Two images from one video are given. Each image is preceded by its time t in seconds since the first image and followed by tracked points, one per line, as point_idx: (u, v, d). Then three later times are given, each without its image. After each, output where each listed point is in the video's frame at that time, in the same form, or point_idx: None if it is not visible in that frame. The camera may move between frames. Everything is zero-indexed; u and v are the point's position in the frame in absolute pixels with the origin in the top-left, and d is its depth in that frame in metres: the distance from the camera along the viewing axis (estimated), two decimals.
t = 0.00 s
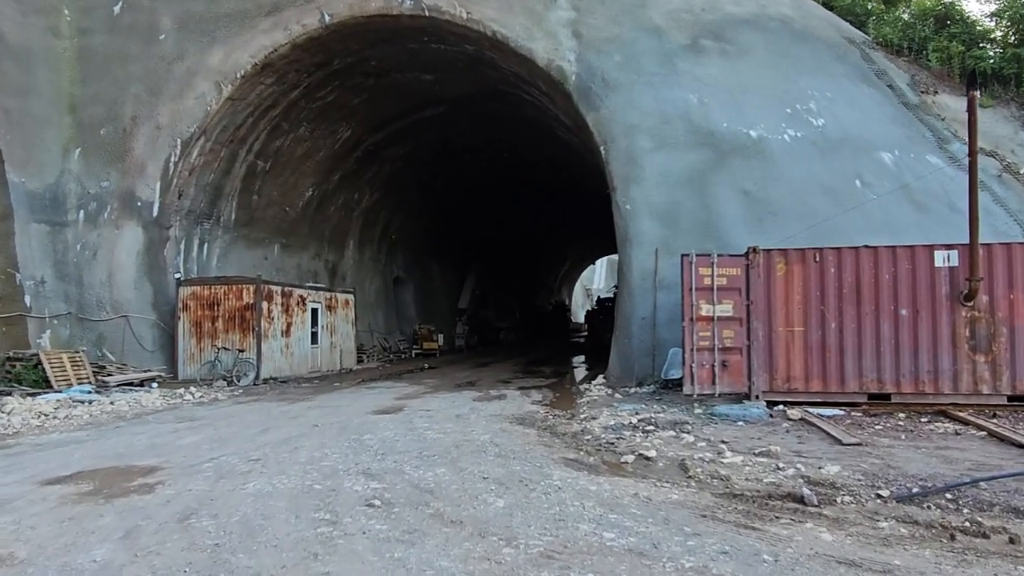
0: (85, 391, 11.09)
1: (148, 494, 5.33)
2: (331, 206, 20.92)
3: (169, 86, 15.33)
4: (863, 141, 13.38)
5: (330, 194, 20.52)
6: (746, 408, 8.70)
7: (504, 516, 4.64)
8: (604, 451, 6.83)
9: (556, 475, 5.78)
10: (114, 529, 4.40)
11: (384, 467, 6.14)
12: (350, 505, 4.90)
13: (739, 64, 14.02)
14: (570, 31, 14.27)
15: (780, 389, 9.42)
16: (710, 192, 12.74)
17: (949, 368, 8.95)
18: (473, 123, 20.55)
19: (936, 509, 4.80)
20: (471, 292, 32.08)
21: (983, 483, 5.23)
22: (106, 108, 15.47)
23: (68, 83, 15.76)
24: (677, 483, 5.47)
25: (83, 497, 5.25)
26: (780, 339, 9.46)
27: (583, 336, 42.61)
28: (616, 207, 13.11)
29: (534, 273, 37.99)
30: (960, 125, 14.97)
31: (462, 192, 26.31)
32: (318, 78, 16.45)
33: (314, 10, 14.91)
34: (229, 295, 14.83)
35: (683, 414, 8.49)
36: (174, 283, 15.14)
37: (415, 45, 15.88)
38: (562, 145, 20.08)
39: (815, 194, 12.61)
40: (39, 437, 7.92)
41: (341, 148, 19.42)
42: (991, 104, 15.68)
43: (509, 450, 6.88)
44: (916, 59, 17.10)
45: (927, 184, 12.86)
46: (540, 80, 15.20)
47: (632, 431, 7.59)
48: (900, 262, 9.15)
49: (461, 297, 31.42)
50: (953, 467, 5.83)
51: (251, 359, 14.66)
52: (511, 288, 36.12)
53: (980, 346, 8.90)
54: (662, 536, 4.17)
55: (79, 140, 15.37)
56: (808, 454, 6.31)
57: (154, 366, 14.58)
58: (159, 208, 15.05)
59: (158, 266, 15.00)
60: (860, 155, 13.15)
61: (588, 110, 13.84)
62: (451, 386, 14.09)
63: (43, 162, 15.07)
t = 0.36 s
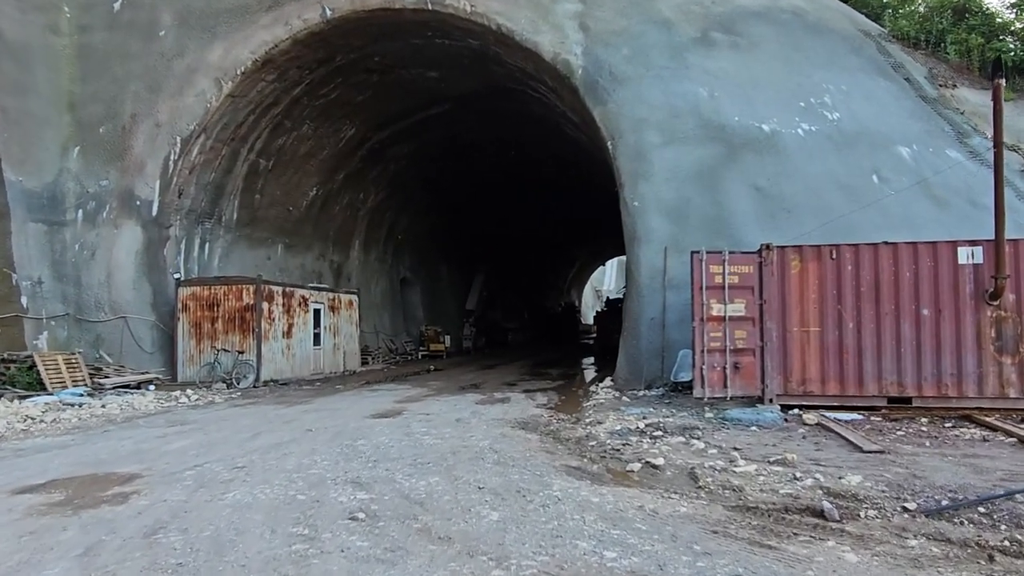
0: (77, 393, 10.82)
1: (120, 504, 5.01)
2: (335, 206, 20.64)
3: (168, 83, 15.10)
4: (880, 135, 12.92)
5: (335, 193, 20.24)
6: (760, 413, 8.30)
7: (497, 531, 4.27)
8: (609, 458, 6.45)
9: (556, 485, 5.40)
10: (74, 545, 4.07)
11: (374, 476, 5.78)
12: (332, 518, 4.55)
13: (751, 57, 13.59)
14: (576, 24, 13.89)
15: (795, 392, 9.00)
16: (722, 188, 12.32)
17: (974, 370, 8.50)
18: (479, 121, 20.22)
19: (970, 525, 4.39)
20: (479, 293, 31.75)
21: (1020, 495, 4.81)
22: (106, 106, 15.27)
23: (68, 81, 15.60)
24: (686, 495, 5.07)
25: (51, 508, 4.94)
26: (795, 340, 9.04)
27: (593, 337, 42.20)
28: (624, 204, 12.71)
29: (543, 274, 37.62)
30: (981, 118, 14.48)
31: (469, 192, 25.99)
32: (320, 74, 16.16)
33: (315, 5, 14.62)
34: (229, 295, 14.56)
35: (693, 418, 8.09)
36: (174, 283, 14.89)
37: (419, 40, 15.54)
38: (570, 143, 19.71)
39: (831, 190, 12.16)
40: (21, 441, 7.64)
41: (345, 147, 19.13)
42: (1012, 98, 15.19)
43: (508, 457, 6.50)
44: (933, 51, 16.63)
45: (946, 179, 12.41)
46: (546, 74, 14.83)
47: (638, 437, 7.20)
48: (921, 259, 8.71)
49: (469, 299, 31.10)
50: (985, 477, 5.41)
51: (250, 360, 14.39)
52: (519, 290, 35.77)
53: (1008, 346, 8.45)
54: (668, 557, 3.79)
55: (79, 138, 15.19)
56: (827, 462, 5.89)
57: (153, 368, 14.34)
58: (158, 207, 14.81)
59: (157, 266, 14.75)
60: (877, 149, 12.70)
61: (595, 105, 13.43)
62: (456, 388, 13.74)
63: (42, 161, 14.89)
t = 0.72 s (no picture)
0: (62, 396, 10.50)
1: (88, 517, 4.68)
2: (333, 204, 20.32)
3: (161, 78, 14.82)
4: (890, 129, 12.57)
5: (333, 191, 19.91)
6: (770, 416, 7.94)
7: (491, 549, 3.93)
8: (612, 465, 6.09)
9: (557, 496, 5.06)
10: (31, 565, 3.76)
11: (362, 485, 5.44)
12: (313, 534, 4.21)
13: (757, 50, 13.21)
14: (577, 16, 13.52)
15: (806, 394, 8.65)
16: (728, 183, 11.96)
17: (992, 370, 8.16)
18: (479, 118, 19.90)
19: (1005, 542, 4.04)
20: (479, 292, 31.44)
21: None
22: (97, 101, 15.00)
23: (59, 77, 15.33)
24: (695, 507, 4.73)
25: (15, 521, 4.61)
26: (805, 340, 8.70)
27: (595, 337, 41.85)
28: (626, 200, 12.30)
29: (544, 273, 37.29)
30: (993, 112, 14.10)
31: (469, 190, 25.67)
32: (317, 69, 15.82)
33: None
34: (223, 295, 14.20)
35: (699, 422, 7.75)
36: (167, 282, 14.57)
37: (417, 34, 15.17)
38: (572, 140, 19.38)
39: (840, 185, 11.82)
40: None
41: (343, 144, 18.80)
42: None
43: (505, 464, 6.16)
44: (943, 45, 16.25)
45: (959, 173, 12.08)
46: (546, 68, 14.45)
47: (643, 442, 6.86)
48: (937, 255, 8.37)
49: (470, 298, 30.79)
50: (1015, 488, 5.05)
51: (244, 361, 14.07)
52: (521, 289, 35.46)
53: None
54: None
55: (70, 135, 14.92)
56: (843, 470, 5.54)
57: (145, 369, 14.04)
58: (150, 205, 14.52)
59: (150, 265, 14.45)
60: (887, 143, 12.36)
61: (597, 99, 13.01)
62: (454, 389, 13.38)
63: (32, 157, 14.59)
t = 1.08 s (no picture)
0: (43, 400, 10.16)
1: (47, 537, 4.33)
2: (328, 202, 19.96)
3: (149, 73, 14.50)
4: (897, 124, 12.24)
5: (328, 189, 19.54)
6: (778, 422, 7.61)
7: None
8: (613, 476, 5.74)
9: (554, 512, 4.70)
10: None
11: (346, 500, 5.08)
12: (287, 557, 3.86)
13: (761, 44, 12.85)
14: (576, 9, 13.12)
15: (814, 398, 8.30)
16: (731, 180, 11.61)
17: (1009, 373, 7.81)
18: (477, 115, 19.54)
19: None
20: (478, 292, 31.10)
21: None
22: (84, 96, 14.67)
23: (45, 72, 14.98)
24: (702, 525, 4.38)
25: None
26: (813, 342, 8.35)
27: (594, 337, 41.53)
28: (626, 196, 11.91)
29: (543, 272, 36.93)
30: (1002, 107, 13.75)
31: (467, 188, 25.31)
32: (310, 64, 15.43)
33: None
34: (213, 294, 13.85)
35: (703, 429, 7.40)
36: (155, 282, 14.23)
37: (412, 28, 14.74)
38: (571, 137, 19.03)
39: (847, 181, 11.47)
40: None
41: (338, 142, 18.43)
42: None
43: (500, 476, 5.79)
44: (949, 39, 15.90)
45: (969, 170, 11.72)
46: (545, 62, 14.08)
47: (645, 450, 6.50)
48: (950, 253, 8.03)
49: (468, 297, 30.45)
50: None
51: (235, 363, 13.72)
52: (519, 289, 35.14)
53: None
54: None
55: (56, 131, 14.58)
56: (860, 483, 5.19)
57: (133, 371, 13.69)
58: (138, 202, 14.21)
59: (138, 265, 14.13)
60: (895, 138, 12.02)
61: (596, 93, 12.61)
62: (450, 392, 13.03)
63: (17, 154, 14.30)
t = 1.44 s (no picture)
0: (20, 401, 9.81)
1: None
2: (322, 199, 19.59)
3: (135, 65, 14.16)
4: (903, 117, 11.89)
5: (321, 186, 19.16)
6: (783, 425, 7.25)
7: None
8: (609, 483, 5.39)
9: (544, 525, 4.34)
10: None
11: (322, 510, 4.73)
12: None
13: (763, 34, 12.49)
14: None
15: (820, 399, 7.95)
16: (733, 173, 11.23)
17: None
18: (473, 110, 19.17)
19: None
20: (475, 291, 30.75)
21: None
22: (69, 89, 14.34)
23: (29, 64, 14.68)
24: (704, 540, 4.02)
25: None
26: (819, 341, 8.00)
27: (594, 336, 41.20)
28: (624, 190, 11.52)
29: (542, 271, 36.56)
30: (1010, 99, 13.40)
31: (463, 185, 24.94)
32: (302, 56, 15.04)
33: None
34: (200, 292, 13.49)
35: (704, 431, 7.05)
36: (140, 279, 13.87)
37: (406, 19, 14.36)
38: (569, 132, 18.66)
39: (852, 174, 11.11)
40: None
41: (331, 137, 18.05)
42: None
43: (489, 483, 5.43)
44: (955, 31, 15.54)
45: (977, 163, 11.37)
46: (541, 53, 13.70)
47: (644, 455, 6.15)
48: (963, 247, 7.68)
49: (465, 296, 30.10)
50: None
51: (223, 363, 13.37)
52: (517, 287, 34.79)
53: None
54: None
55: (41, 124, 14.26)
56: (873, 492, 4.83)
57: (118, 371, 13.34)
58: (124, 198, 13.87)
59: (123, 261, 13.78)
60: (901, 131, 11.68)
61: (594, 85, 12.22)
62: (444, 392, 12.68)
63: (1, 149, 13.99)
